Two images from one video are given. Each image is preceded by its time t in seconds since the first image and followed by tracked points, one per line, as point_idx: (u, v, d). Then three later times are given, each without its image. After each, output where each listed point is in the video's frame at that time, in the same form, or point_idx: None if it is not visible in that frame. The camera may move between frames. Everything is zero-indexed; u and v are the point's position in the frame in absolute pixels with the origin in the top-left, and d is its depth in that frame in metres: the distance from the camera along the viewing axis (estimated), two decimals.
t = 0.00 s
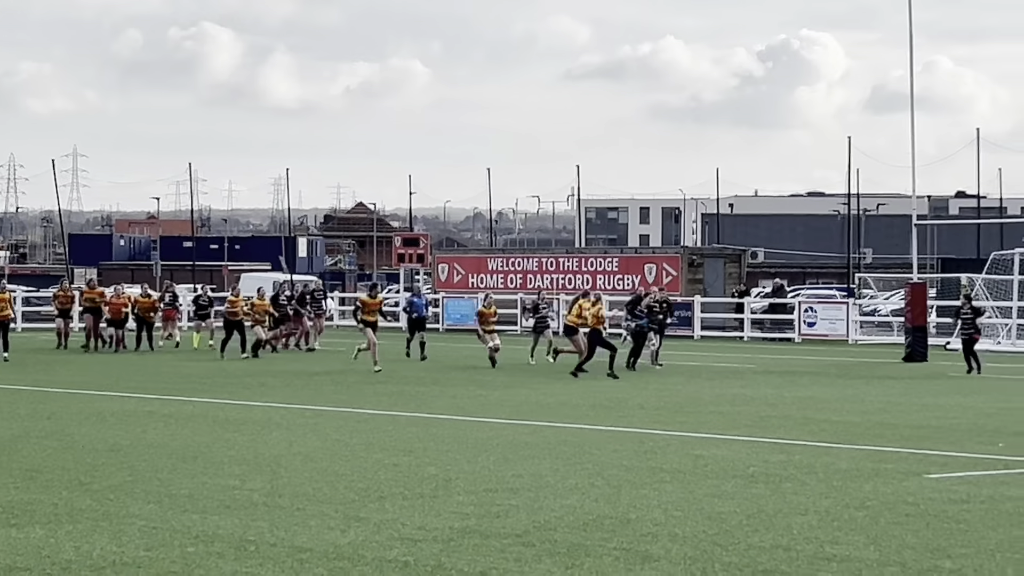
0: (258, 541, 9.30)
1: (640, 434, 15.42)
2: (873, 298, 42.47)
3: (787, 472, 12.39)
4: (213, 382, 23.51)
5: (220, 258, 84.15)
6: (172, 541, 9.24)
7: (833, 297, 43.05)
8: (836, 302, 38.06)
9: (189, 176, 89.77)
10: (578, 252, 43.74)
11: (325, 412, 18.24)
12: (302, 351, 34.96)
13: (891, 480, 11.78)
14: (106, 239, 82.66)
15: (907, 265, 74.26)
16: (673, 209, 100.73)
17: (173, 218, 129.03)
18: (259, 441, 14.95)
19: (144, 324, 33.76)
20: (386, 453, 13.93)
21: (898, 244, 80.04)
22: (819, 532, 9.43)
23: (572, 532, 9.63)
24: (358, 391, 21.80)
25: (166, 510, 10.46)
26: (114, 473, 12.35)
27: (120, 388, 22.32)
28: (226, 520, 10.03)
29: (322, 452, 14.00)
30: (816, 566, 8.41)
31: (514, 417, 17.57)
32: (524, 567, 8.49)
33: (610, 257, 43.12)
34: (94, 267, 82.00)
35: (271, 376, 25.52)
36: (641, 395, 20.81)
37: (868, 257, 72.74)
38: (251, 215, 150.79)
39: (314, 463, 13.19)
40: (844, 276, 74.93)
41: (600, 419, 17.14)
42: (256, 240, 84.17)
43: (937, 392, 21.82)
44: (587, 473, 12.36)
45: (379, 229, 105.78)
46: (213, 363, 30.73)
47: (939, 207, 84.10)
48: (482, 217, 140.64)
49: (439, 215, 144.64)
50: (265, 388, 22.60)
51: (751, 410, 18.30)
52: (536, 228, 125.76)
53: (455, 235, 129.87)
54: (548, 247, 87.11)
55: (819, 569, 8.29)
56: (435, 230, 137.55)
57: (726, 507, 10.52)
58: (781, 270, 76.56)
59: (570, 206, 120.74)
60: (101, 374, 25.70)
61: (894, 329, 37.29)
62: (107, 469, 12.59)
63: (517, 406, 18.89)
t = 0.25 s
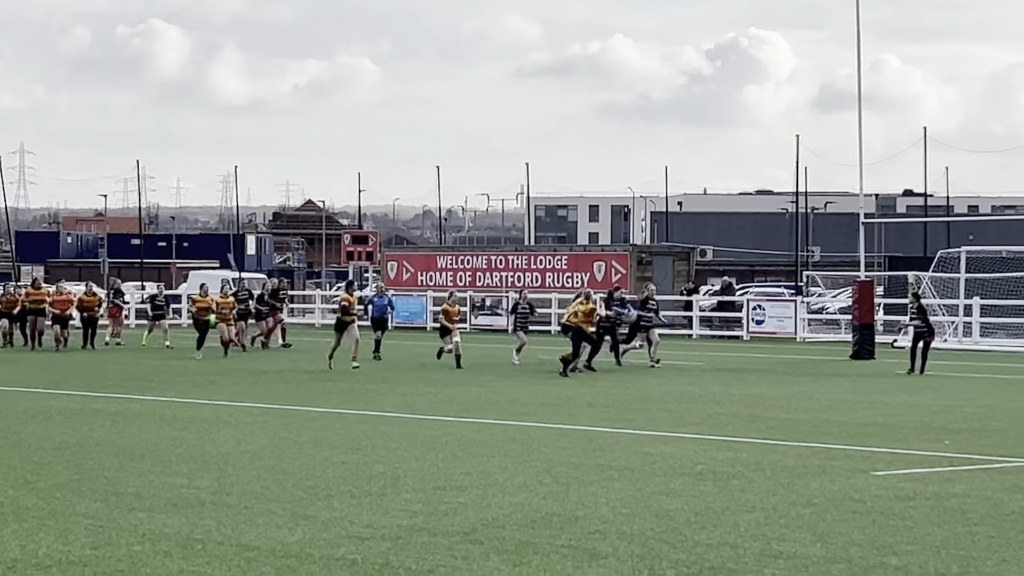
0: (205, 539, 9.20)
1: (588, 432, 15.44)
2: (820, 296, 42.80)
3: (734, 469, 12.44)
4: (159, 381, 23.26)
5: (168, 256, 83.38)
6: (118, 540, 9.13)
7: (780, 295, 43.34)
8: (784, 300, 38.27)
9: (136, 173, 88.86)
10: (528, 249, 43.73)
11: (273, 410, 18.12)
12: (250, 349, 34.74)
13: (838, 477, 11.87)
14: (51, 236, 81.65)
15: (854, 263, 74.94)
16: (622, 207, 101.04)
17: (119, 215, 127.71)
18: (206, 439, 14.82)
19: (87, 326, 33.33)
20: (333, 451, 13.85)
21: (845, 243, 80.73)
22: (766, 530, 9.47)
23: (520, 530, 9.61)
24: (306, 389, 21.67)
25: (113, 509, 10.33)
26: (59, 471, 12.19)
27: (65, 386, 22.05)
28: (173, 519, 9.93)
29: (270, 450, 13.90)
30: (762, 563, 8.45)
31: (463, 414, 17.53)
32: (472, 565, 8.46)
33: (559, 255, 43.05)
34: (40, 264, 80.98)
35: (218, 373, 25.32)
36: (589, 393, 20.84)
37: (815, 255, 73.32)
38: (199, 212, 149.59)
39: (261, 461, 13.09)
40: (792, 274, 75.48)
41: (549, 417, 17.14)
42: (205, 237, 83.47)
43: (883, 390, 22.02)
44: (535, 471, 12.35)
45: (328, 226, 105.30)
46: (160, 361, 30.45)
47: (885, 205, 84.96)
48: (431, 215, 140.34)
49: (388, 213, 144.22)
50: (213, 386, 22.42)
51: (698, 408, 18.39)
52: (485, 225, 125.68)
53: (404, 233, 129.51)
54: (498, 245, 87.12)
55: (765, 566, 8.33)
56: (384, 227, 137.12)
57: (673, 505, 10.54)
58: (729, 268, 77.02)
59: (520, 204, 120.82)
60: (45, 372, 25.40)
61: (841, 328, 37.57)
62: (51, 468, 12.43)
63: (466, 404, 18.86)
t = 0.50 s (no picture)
0: (151, 537, 9.10)
1: (536, 430, 15.44)
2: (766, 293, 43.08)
3: (680, 466, 12.50)
4: (104, 379, 23.00)
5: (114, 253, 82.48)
6: (62, 538, 9.01)
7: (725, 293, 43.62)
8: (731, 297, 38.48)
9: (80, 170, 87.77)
10: (475, 247, 43.71)
11: (219, 408, 17.98)
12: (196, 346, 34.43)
13: (783, 474, 11.93)
14: None
15: (800, 261, 75.59)
16: (570, 205, 101.26)
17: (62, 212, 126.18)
18: (151, 437, 14.66)
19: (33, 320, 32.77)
20: (280, 448, 13.75)
21: (791, 241, 81.36)
22: (712, 526, 9.51)
23: (467, 527, 9.58)
24: (254, 386, 21.53)
25: (56, 507, 10.19)
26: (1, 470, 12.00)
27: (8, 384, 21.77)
28: (117, 517, 9.80)
29: (216, 448, 13.78)
30: (708, 559, 8.48)
31: (411, 411, 17.48)
32: (418, 562, 8.43)
33: (507, 253, 43.22)
34: None
35: (164, 371, 25.10)
36: (538, 390, 20.86)
37: (762, 253, 73.88)
38: (144, 209, 148.14)
39: (207, 459, 12.97)
40: (739, 271, 75.98)
41: (496, 414, 17.14)
42: (151, 234, 82.67)
43: (828, 386, 22.21)
44: (482, 469, 12.33)
45: (275, 224, 104.63)
46: (104, 359, 30.15)
47: (831, 203, 85.75)
48: (379, 212, 139.86)
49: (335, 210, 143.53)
50: (158, 383, 22.21)
51: (645, 405, 18.46)
52: (433, 223, 125.43)
53: (351, 230, 128.95)
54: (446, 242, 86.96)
55: (710, 563, 8.36)
56: (331, 224, 136.49)
57: (620, 502, 10.56)
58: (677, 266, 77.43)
59: (468, 201, 120.70)
60: None
61: (788, 324, 37.83)
62: None
63: (413, 401, 18.81)
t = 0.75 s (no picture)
0: (92, 536, 8.98)
1: (481, 427, 15.44)
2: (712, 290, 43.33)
3: (625, 463, 12.54)
4: (45, 376, 22.69)
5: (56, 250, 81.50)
6: (1, 536, 8.87)
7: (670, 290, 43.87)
8: (677, 294, 38.69)
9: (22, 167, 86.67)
10: (421, 244, 43.66)
11: (163, 406, 17.82)
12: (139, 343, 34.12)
13: (728, 471, 11.99)
14: None
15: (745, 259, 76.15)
16: (516, 202, 101.40)
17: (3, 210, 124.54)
18: (94, 435, 14.49)
19: None
20: (224, 446, 13.64)
21: (735, 238, 81.94)
22: (657, 523, 9.53)
23: (411, 525, 9.55)
24: (198, 384, 21.39)
25: None
26: None
27: None
28: (59, 515, 9.67)
29: (160, 446, 13.64)
30: (652, 556, 8.50)
31: (357, 409, 17.42)
32: (362, 560, 8.39)
33: (453, 250, 43.16)
34: None
35: (107, 369, 24.85)
36: (484, 387, 20.88)
37: (707, 251, 74.35)
38: (86, 207, 146.50)
39: (151, 456, 12.84)
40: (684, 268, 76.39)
41: (441, 412, 17.13)
42: (95, 231, 81.79)
43: (771, 383, 22.39)
44: (427, 466, 12.29)
45: (220, 221, 103.90)
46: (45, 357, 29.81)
47: (775, 200, 86.46)
48: (324, 209, 139.17)
49: (281, 208, 142.77)
50: (101, 381, 21.99)
51: (591, 402, 18.52)
52: (379, 221, 125.11)
53: (297, 228, 128.30)
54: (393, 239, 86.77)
55: (654, 560, 8.38)
56: (277, 222, 135.74)
57: (564, 499, 10.57)
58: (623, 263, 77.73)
59: (414, 199, 120.49)
60: None
61: (733, 321, 38.10)
62: None
63: (360, 399, 18.76)
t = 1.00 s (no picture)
0: (32, 534, 8.85)
1: (425, 424, 15.39)
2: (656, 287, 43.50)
3: (569, 460, 12.54)
4: None
5: None
6: None
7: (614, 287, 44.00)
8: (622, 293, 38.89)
9: None
10: (365, 241, 43.46)
11: (104, 403, 17.62)
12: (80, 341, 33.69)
13: (672, 468, 12.05)
14: None
15: (689, 257, 76.58)
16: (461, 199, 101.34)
17: None
18: (35, 433, 14.29)
19: None
20: (167, 445, 13.50)
21: (679, 236, 82.37)
22: (599, 521, 9.54)
23: (354, 523, 9.49)
24: (140, 381, 21.15)
25: None
26: None
27: None
28: None
29: (102, 444, 13.47)
30: (595, 554, 8.50)
31: (300, 407, 17.32)
32: (304, 558, 8.32)
33: (397, 248, 42.94)
34: None
35: (47, 366, 24.53)
36: (428, 385, 20.83)
37: (651, 248, 74.68)
38: (26, 203, 144.59)
39: (93, 455, 12.68)
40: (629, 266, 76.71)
41: (385, 409, 17.06)
42: (35, 227, 80.74)
43: (714, 380, 22.51)
44: (371, 464, 12.23)
45: (163, 217, 102.95)
46: None
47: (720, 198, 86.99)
48: (269, 206, 138.29)
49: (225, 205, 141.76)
50: (40, 379, 21.70)
51: (534, 400, 18.53)
52: (324, 218, 124.55)
53: (241, 225, 127.40)
54: (338, 236, 86.41)
55: (597, 557, 8.38)
56: (220, 219, 134.73)
57: (508, 497, 10.55)
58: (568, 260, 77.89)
59: (359, 197, 120.11)
60: None
61: (677, 319, 38.27)
62: None
63: (303, 397, 18.65)
